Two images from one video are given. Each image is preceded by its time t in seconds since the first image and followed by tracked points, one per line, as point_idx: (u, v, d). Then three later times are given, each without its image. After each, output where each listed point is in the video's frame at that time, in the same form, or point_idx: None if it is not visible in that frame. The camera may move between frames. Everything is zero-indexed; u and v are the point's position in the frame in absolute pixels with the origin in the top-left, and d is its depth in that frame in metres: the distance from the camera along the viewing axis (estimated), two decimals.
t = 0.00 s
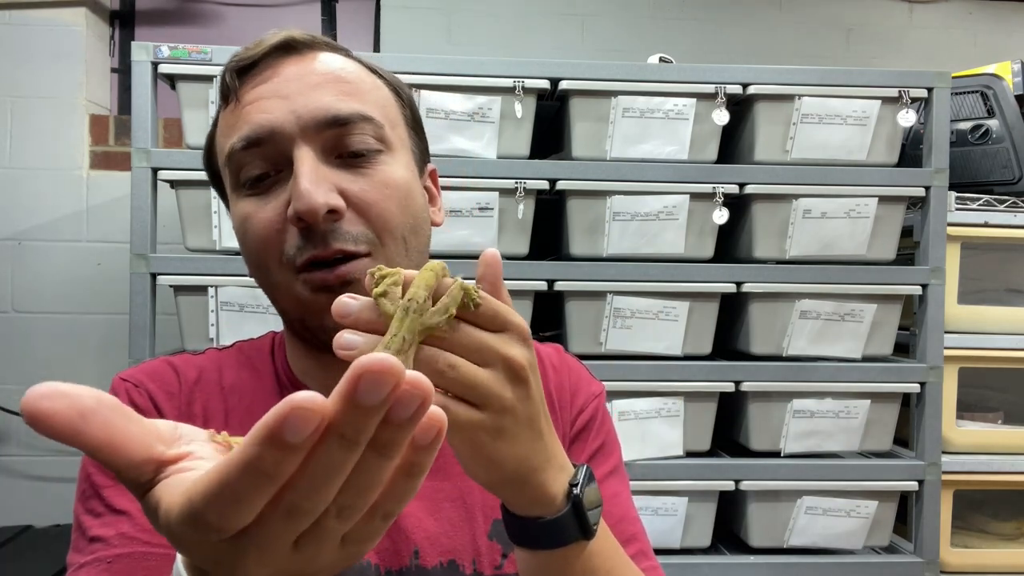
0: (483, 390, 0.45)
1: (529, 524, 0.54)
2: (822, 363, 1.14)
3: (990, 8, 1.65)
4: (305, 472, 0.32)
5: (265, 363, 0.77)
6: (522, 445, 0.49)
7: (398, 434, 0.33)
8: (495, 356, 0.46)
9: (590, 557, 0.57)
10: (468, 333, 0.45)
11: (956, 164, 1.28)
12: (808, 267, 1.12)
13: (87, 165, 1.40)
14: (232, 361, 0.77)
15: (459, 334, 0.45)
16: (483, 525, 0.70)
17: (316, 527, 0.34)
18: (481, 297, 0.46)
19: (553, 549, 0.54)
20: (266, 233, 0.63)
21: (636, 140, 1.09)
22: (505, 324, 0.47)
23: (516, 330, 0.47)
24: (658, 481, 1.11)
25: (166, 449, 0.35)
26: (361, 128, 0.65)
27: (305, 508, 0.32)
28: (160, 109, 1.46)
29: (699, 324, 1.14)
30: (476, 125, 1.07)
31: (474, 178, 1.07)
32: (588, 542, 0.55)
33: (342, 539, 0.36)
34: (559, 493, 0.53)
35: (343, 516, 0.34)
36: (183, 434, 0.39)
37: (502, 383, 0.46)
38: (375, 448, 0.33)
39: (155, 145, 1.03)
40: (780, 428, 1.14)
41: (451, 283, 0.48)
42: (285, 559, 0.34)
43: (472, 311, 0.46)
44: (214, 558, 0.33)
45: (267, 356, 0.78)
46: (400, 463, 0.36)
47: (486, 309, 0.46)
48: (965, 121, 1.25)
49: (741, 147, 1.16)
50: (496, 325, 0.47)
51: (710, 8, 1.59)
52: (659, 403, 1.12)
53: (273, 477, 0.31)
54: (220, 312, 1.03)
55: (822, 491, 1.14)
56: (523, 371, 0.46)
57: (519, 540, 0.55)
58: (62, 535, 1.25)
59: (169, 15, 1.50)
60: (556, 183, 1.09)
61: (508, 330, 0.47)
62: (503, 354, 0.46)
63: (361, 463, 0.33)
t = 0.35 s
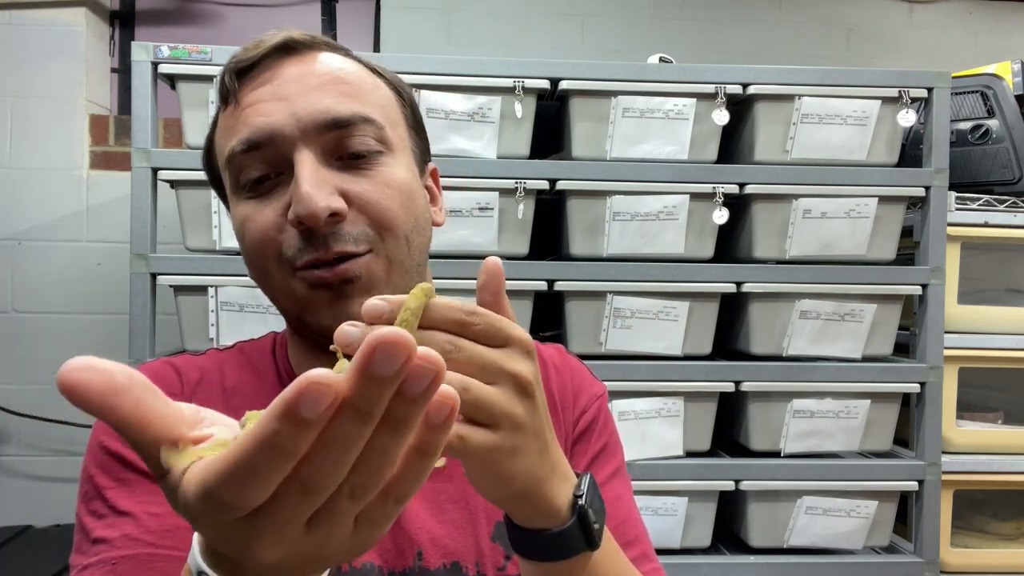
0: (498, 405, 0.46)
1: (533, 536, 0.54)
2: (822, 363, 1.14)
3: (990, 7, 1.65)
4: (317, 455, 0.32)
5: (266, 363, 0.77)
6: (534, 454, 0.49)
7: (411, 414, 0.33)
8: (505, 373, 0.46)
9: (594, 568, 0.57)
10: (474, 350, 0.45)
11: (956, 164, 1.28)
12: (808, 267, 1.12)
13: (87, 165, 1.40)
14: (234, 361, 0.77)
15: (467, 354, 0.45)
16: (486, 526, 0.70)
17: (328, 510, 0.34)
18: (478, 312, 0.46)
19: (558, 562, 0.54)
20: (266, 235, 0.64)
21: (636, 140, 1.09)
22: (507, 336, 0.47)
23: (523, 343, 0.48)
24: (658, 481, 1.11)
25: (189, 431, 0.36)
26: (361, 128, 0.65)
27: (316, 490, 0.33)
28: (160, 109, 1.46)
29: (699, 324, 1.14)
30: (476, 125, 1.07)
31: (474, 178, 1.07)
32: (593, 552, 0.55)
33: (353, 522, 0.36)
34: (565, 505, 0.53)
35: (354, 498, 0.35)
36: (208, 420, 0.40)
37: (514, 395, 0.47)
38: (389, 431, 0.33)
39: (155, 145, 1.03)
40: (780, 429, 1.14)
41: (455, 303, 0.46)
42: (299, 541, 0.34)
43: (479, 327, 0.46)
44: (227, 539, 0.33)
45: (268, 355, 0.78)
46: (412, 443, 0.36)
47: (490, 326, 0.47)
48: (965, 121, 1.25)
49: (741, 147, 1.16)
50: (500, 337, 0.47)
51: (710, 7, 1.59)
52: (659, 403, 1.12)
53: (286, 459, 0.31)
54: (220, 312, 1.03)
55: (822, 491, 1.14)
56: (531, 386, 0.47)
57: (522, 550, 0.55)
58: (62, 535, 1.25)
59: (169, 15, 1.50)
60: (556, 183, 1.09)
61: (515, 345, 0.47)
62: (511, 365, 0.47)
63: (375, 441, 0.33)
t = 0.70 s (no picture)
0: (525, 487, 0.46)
1: None
2: (822, 363, 1.14)
3: (990, 8, 1.65)
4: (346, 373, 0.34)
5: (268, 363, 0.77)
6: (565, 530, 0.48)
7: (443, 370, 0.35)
8: (536, 456, 0.46)
9: None
10: (502, 440, 0.47)
11: (956, 164, 1.28)
12: (808, 267, 1.12)
13: (87, 165, 1.40)
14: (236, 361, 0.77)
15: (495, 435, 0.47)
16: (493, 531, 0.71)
17: (342, 438, 0.37)
18: (506, 397, 0.47)
19: None
20: (254, 219, 0.64)
21: (636, 140, 1.09)
22: (534, 413, 0.47)
23: (555, 418, 0.48)
24: (658, 481, 1.11)
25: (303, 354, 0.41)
26: (356, 119, 0.65)
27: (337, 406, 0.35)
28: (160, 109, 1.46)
29: (699, 324, 1.14)
30: (476, 125, 1.07)
31: (474, 178, 1.07)
32: None
33: (360, 464, 0.38)
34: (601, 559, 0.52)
35: (366, 435, 0.36)
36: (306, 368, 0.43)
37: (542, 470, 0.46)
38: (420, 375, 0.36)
39: (155, 145, 1.03)
40: (780, 429, 1.14)
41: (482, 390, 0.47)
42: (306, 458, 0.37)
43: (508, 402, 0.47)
44: (252, 432, 0.36)
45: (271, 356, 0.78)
46: (438, 411, 0.38)
47: (517, 402, 0.47)
48: (965, 121, 1.25)
49: (741, 147, 1.16)
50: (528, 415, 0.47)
51: (710, 8, 1.59)
52: (659, 403, 1.12)
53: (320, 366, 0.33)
54: (220, 312, 1.03)
55: (822, 491, 1.14)
56: (565, 466, 0.47)
57: None
58: (62, 535, 1.25)
59: (169, 15, 1.50)
60: (556, 183, 1.09)
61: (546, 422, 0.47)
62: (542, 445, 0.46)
63: (399, 381, 0.36)
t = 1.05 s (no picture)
0: None
1: None
2: (822, 363, 1.14)
3: (990, 8, 1.65)
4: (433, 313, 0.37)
5: (274, 361, 0.77)
6: None
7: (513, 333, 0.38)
8: None
9: None
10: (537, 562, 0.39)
11: (956, 164, 1.28)
12: (808, 267, 1.12)
13: (87, 165, 1.40)
14: (242, 359, 0.77)
15: (535, 551, 0.39)
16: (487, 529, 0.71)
17: (415, 377, 0.39)
18: (554, 516, 0.38)
19: None
20: (268, 228, 0.63)
21: (635, 140, 1.09)
22: (584, 533, 0.40)
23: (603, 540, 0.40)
24: (657, 481, 1.11)
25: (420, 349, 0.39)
26: (370, 124, 0.64)
27: (419, 342, 0.37)
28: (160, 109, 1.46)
29: (699, 324, 1.14)
30: (476, 125, 1.07)
31: (474, 178, 1.07)
32: None
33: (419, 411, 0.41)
34: None
35: (434, 377, 0.39)
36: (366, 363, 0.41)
37: None
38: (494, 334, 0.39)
39: (155, 145, 1.03)
40: (780, 429, 1.14)
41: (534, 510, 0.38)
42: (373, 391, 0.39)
43: (564, 524, 0.39)
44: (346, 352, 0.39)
45: (278, 355, 0.78)
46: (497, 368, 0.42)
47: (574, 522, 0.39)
48: (965, 121, 1.25)
49: (741, 147, 1.16)
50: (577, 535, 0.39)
51: (710, 8, 1.59)
52: (659, 403, 1.12)
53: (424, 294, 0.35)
54: (220, 312, 1.03)
55: (822, 491, 1.14)
56: None
57: None
58: (62, 535, 1.25)
59: (168, 15, 1.50)
60: (556, 183, 1.09)
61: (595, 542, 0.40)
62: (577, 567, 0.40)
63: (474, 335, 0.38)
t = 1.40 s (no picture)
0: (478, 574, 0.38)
1: None
2: (822, 363, 1.14)
3: (990, 7, 1.65)
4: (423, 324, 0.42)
5: (271, 364, 0.77)
6: None
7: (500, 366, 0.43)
8: (510, 543, 0.38)
9: None
10: (485, 516, 0.38)
11: (956, 164, 1.28)
12: (808, 267, 1.12)
13: (87, 165, 1.40)
14: (240, 361, 0.77)
15: (482, 505, 0.38)
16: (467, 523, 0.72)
17: (399, 392, 0.44)
18: (516, 466, 0.36)
19: None
20: (299, 223, 0.61)
21: (635, 140, 1.09)
22: (542, 493, 0.37)
23: (559, 509, 0.38)
24: (657, 481, 1.11)
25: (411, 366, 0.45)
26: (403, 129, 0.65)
27: (404, 356, 0.42)
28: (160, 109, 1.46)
29: (699, 324, 1.14)
30: (475, 126, 1.07)
31: (474, 178, 1.07)
32: None
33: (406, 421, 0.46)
34: None
35: (419, 395, 0.45)
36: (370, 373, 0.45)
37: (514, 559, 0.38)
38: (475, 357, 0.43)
39: (155, 145, 1.03)
40: (780, 428, 1.14)
41: (492, 452, 0.36)
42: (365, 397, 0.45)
43: (515, 477, 0.37)
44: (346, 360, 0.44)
45: (276, 357, 0.78)
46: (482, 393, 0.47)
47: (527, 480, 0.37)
48: (965, 121, 1.25)
49: (741, 147, 1.16)
50: (531, 496, 0.37)
51: (710, 7, 1.59)
52: (659, 403, 1.12)
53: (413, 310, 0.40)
54: (220, 312, 1.03)
55: (822, 491, 1.14)
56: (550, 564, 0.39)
57: None
58: (62, 536, 1.25)
59: (168, 15, 1.50)
60: (556, 183, 1.09)
61: (549, 511, 0.38)
62: (523, 534, 0.38)
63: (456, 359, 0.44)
